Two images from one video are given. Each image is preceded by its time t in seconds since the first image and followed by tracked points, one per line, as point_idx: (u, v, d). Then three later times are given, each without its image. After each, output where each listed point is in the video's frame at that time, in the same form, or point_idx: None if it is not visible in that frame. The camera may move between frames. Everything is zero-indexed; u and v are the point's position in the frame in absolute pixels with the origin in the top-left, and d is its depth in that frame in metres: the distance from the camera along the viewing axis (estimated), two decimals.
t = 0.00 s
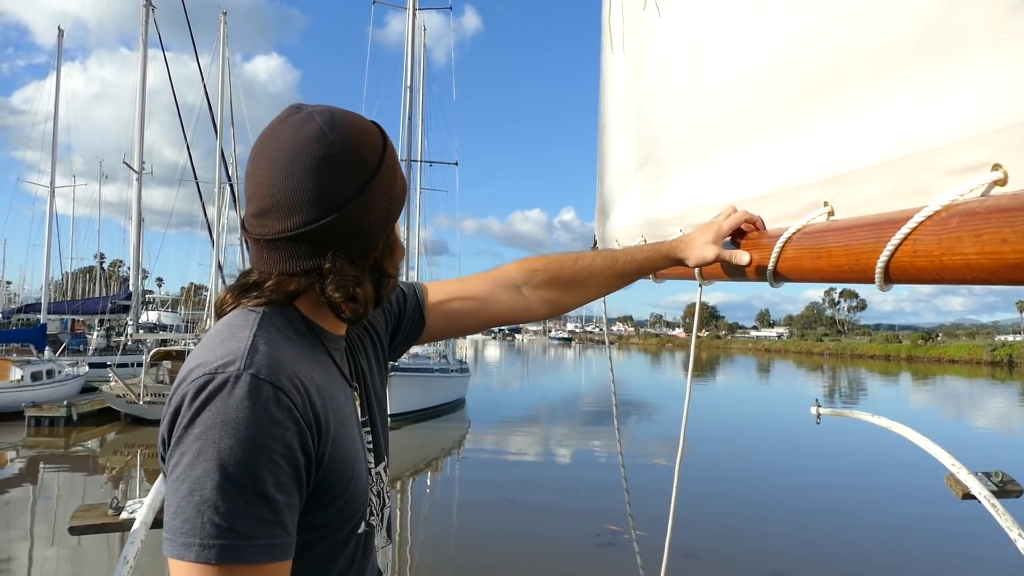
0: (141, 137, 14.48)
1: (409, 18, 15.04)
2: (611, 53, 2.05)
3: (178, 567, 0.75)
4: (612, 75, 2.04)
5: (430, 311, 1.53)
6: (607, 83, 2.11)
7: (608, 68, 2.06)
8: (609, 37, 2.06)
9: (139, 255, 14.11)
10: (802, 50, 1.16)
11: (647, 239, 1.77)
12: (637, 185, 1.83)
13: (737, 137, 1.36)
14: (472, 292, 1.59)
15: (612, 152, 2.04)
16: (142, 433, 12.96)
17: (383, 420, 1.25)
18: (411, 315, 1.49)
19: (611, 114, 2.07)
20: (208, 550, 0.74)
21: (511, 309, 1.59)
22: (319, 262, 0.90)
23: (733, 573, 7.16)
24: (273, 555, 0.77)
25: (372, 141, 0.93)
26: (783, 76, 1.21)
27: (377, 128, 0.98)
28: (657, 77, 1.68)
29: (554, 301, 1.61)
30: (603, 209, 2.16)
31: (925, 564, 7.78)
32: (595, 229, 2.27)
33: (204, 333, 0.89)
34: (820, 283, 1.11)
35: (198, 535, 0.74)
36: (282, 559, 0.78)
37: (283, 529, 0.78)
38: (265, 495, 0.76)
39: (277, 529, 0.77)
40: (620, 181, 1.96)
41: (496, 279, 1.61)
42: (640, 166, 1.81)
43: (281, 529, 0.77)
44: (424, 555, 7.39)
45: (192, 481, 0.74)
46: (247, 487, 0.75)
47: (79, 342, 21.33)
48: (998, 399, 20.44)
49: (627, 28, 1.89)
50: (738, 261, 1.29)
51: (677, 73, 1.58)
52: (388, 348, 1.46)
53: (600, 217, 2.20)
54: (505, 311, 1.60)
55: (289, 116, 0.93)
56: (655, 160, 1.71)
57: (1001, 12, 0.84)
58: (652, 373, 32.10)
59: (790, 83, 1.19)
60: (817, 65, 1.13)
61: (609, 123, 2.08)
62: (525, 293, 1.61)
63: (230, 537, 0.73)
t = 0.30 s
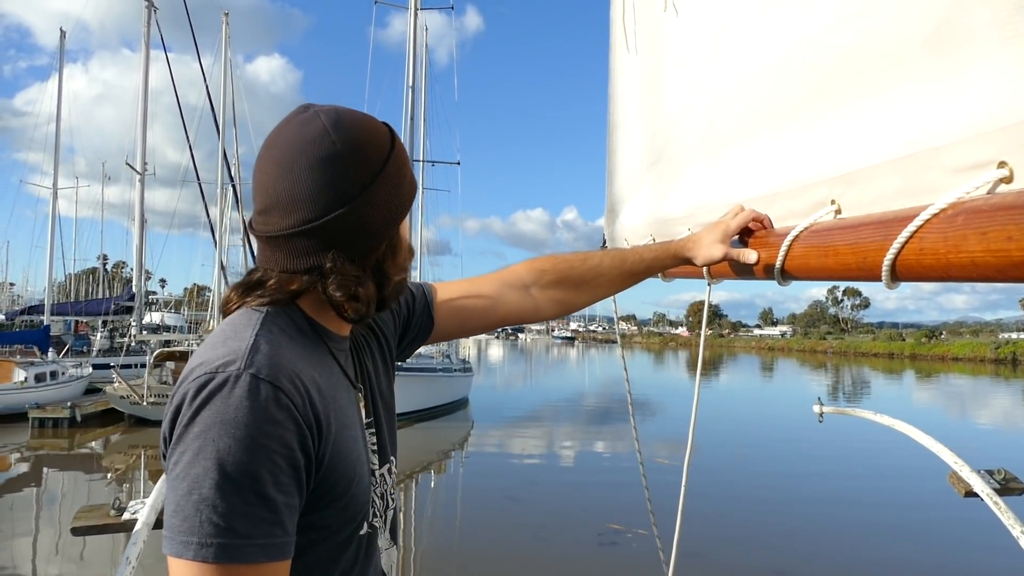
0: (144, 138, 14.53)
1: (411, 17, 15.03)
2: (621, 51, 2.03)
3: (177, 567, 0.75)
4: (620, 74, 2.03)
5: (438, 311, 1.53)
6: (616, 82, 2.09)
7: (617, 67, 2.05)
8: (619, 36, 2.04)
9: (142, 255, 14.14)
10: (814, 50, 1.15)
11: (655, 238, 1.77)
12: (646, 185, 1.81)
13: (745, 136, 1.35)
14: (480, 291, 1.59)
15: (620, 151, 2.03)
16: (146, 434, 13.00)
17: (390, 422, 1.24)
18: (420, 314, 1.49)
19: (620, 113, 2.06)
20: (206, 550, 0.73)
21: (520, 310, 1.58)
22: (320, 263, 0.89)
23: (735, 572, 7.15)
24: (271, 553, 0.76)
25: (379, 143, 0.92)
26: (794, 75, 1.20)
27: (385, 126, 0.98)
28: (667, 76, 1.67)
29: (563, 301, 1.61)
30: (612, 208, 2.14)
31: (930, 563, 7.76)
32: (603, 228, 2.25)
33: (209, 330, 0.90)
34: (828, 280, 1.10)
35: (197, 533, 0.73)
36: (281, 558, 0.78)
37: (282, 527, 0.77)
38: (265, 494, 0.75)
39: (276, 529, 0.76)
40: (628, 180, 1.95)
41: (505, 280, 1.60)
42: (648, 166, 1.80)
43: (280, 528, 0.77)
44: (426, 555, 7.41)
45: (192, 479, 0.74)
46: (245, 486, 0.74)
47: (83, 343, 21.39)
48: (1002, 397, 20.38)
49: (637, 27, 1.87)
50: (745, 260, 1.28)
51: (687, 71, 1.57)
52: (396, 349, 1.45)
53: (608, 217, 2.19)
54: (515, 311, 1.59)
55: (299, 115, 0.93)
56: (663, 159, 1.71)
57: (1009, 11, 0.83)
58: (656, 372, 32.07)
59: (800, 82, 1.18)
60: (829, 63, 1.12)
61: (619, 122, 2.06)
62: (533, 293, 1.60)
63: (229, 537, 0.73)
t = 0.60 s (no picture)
0: (144, 139, 14.54)
1: (411, 17, 15.02)
2: (625, 50, 2.02)
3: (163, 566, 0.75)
4: (624, 74, 2.01)
5: (442, 312, 1.53)
6: (620, 81, 2.07)
7: (621, 66, 2.04)
8: (623, 34, 2.03)
9: (142, 256, 14.15)
10: (818, 47, 1.14)
11: (660, 236, 1.76)
12: (651, 184, 1.80)
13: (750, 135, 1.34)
14: (485, 291, 1.58)
15: (625, 150, 2.02)
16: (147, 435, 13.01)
17: (391, 423, 1.25)
18: (423, 315, 1.49)
19: (624, 112, 2.04)
20: (191, 548, 0.73)
21: (524, 311, 1.58)
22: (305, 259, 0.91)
23: (736, 570, 7.15)
24: (256, 552, 0.76)
25: (370, 136, 0.92)
26: (799, 72, 1.19)
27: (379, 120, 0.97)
28: (672, 76, 1.66)
29: (566, 301, 1.61)
30: (616, 208, 2.13)
31: (931, 560, 7.76)
32: (607, 228, 2.25)
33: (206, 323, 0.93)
34: (833, 278, 1.10)
35: (182, 532, 0.73)
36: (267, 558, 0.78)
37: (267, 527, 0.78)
38: (250, 492, 0.75)
39: (262, 529, 0.76)
40: (633, 180, 1.94)
41: (509, 279, 1.60)
42: (652, 165, 1.79)
43: (266, 528, 0.77)
44: (427, 554, 7.43)
45: (177, 478, 0.74)
46: (231, 487, 0.74)
47: (84, 345, 21.40)
48: (1005, 394, 20.36)
49: (642, 25, 1.85)
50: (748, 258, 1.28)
51: (691, 71, 1.55)
52: (400, 350, 1.45)
53: (612, 217, 2.18)
54: (518, 311, 1.59)
55: (290, 114, 0.95)
56: (667, 158, 1.70)
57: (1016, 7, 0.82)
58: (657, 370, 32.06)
59: (805, 80, 1.17)
60: (836, 60, 1.11)
61: (622, 121, 2.05)
62: (535, 293, 1.60)
63: (214, 537, 0.73)
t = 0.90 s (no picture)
0: (144, 138, 14.54)
1: (412, 15, 14.99)
2: (623, 48, 2.00)
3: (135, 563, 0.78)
4: (623, 72, 2.00)
5: (438, 312, 1.53)
6: (619, 79, 2.06)
7: (620, 64, 2.03)
8: (622, 31, 2.01)
9: (143, 255, 14.15)
10: (819, 42, 1.13)
11: (659, 234, 1.77)
12: (650, 182, 1.80)
13: (748, 132, 1.34)
14: (481, 289, 1.58)
15: (624, 148, 2.01)
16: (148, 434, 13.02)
17: (383, 423, 1.25)
18: (418, 315, 1.49)
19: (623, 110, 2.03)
20: (160, 545, 0.76)
21: (520, 309, 1.58)
22: (276, 249, 0.96)
23: (737, 570, 7.13)
24: (224, 549, 0.78)
25: (334, 127, 0.96)
26: (797, 69, 1.18)
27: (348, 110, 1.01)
28: (670, 73, 1.65)
29: (563, 301, 1.62)
30: (615, 207, 2.13)
31: (933, 559, 7.75)
32: (607, 227, 2.24)
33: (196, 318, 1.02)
34: (830, 275, 1.10)
35: (150, 527, 0.76)
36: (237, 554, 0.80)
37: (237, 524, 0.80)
38: (217, 488, 0.78)
39: (230, 526, 0.79)
40: (631, 179, 1.93)
41: (504, 278, 1.60)
42: (651, 162, 1.78)
43: (235, 525, 0.79)
44: (427, 554, 7.42)
45: (144, 474, 0.77)
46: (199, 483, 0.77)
47: (86, 344, 21.41)
48: (1007, 393, 20.30)
49: (641, 22, 1.84)
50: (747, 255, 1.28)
51: (689, 69, 1.55)
52: (396, 351, 1.46)
53: (612, 216, 2.17)
54: (515, 310, 1.59)
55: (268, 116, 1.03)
56: (665, 156, 1.69)
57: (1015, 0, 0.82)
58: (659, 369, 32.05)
59: (805, 76, 1.17)
60: (836, 57, 1.10)
61: (621, 120, 2.04)
62: (532, 292, 1.60)
63: (183, 533, 0.76)
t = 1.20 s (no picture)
0: (147, 138, 14.57)
1: (414, 16, 15.01)
2: (623, 48, 2.01)
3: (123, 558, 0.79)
4: (622, 71, 2.00)
5: (434, 313, 1.54)
6: (619, 79, 2.06)
7: (619, 64, 2.03)
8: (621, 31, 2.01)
9: (146, 254, 14.18)
10: (822, 40, 1.14)
11: (658, 234, 1.78)
12: (650, 181, 1.80)
13: (750, 129, 1.34)
14: (478, 289, 1.59)
15: (624, 147, 2.01)
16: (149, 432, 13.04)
17: (376, 422, 1.27)
18: (414, 315, 1.50)
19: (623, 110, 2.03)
20: (145, 538, 0.77)
21: (516, 309, 1.59)
22: (265, 244, 0.98)
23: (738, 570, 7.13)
24: (209, 543, 0.79)
25: (322, 118, 0.98)
26: (799, 66, 1.19)
27: (337, 104, 1.02)
28: (670, 71, 1.66)
29: (560, 301, 1.62)
30: (615, 206, 2.13)
31: (934, 561, 7.75)
32: (606, 227, 2.24)
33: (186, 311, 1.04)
34: (830, 273, 1.11)
35: (136, 521, 0.77)
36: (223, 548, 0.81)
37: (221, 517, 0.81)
38: (200, 482, 0.79)
39: (216, 518, 0.80)
40: (631, 178, 1.94)
41: (500, 278, 1.61)
42: (652, 162, 1.79)
43: (220, 517, 0.80)
44: (427, 553, 7.43)
45: (129, 467, 0.78)
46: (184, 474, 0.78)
47: (87, 342, 21.44)
48: (1008, 394, 20.29)
49: (640, 22, 1.84)
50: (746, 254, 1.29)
51: (690, 67, 1.56)
52: (391, 353, 1.47)
53: (612, 215, 2.18)
54: (511, 310, 1.60)
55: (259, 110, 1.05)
56: (666, 155, 1.70)
57: None
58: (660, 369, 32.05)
59: (807, 74, 1.17)
60: (840, 55, 1.10)
61: (622, 119, 2.04)
62: (527, 292, 1.61)
63: (169, 526, 0.77)
